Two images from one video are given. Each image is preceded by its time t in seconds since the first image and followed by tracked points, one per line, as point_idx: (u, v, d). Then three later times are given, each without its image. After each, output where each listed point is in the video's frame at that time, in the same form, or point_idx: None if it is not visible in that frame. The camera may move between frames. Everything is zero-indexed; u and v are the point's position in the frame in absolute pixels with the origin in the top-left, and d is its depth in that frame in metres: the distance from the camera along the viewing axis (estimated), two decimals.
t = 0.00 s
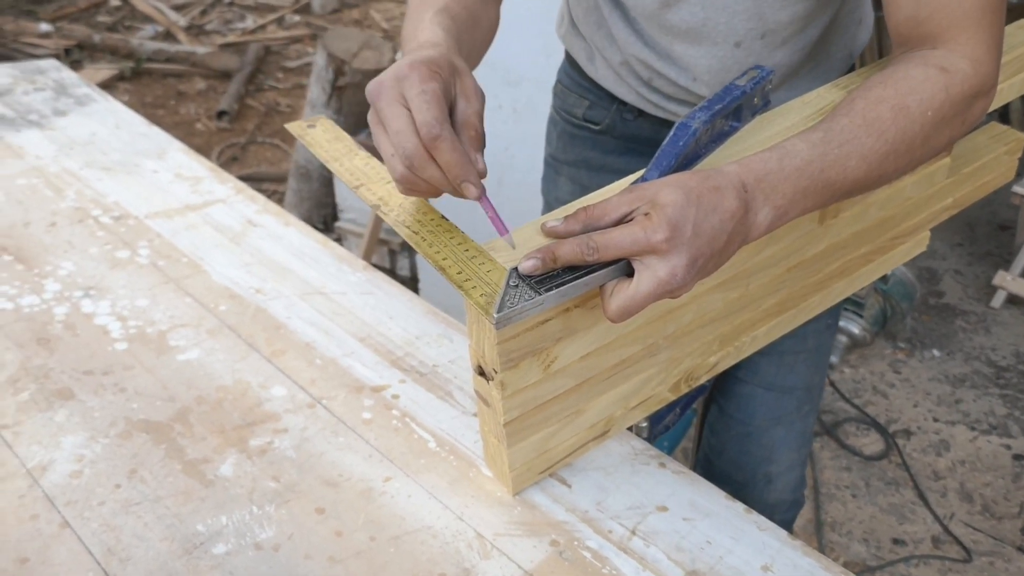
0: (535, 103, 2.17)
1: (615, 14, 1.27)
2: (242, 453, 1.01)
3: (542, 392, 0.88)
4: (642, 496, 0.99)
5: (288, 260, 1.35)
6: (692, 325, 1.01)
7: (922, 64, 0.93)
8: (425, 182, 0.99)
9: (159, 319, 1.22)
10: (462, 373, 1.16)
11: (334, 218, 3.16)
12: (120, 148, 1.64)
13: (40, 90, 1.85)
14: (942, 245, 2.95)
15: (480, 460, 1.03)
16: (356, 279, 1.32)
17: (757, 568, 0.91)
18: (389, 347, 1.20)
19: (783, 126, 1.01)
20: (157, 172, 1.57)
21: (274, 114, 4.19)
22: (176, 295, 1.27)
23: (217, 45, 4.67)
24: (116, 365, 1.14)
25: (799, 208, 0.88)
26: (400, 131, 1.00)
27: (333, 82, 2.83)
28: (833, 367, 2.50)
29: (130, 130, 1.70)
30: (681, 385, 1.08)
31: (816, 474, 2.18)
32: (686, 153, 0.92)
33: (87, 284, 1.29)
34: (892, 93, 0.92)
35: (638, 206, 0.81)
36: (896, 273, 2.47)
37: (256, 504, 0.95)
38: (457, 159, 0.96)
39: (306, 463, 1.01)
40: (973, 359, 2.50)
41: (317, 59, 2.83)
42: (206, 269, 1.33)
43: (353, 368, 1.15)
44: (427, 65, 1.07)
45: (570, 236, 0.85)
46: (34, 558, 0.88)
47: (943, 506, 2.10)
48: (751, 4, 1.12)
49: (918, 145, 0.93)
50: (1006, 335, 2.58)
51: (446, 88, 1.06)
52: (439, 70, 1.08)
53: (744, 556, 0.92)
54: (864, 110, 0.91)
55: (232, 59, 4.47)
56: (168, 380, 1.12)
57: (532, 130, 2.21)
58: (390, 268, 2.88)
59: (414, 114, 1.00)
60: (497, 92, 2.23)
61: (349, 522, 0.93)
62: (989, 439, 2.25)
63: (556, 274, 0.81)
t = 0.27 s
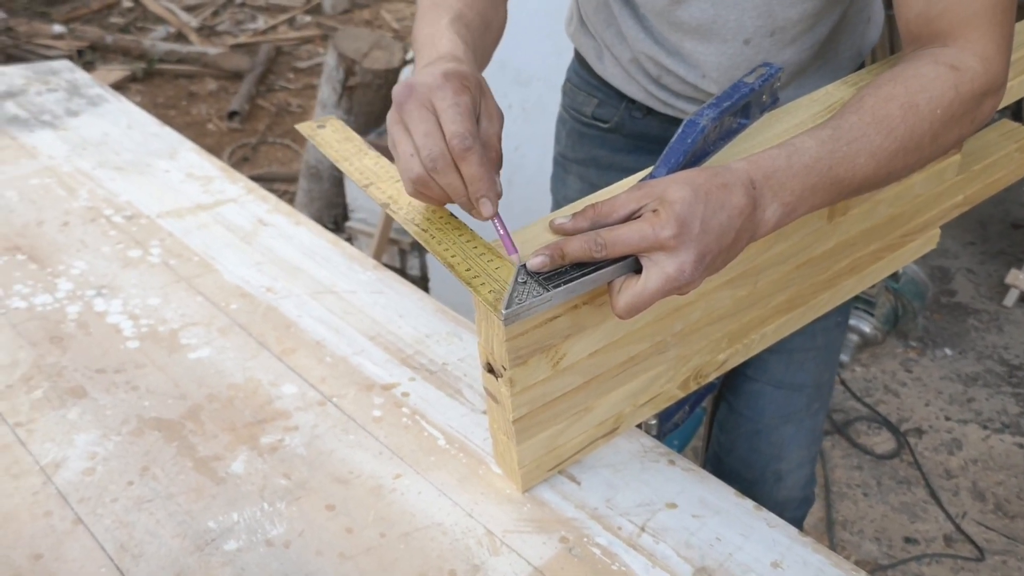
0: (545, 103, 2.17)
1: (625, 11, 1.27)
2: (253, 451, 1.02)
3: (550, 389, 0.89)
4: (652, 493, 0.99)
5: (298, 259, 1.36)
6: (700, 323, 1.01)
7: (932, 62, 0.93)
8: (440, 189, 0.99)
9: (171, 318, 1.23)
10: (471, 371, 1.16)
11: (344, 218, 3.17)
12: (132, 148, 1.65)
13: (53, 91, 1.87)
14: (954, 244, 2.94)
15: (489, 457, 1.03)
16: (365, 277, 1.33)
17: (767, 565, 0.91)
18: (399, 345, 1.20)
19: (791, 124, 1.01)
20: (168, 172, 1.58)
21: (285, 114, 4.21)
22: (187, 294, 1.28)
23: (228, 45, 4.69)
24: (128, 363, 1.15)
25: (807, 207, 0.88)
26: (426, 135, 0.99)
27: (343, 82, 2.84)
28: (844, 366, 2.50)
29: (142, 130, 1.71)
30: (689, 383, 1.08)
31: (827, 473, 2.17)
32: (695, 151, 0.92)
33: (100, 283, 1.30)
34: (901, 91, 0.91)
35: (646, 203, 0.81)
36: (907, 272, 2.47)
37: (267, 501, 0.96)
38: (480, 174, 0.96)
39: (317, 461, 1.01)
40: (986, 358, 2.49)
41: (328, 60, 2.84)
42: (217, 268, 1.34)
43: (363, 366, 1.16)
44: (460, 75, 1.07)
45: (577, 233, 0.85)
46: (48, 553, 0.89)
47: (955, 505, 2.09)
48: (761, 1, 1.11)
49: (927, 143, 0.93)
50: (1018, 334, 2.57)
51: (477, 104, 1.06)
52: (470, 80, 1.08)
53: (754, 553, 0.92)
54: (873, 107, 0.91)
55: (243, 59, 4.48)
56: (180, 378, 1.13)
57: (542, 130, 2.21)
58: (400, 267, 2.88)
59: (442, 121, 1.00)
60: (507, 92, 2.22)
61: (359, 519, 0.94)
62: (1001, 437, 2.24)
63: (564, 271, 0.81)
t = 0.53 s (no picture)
0: (549, 102, 2.17)
1: (630, 8, 1.27)
2: (254, 446, 1.02)
3: (552, 385, 0.89)
4: (652, 491, 0.99)
5: (301, 255, 1.36)
6: (702, 320, 1.01)
7: (937, 61, 0.92)
8: (454, 168, 1.02)
9: (173, 314, 1.23)
10: (473, 368, 1.16)
11: (348, 216, 3.17)
12: (136, 144, 1.66)
13: (57, 87, 1.87)
14: (958, 245, 2.93)
15: (490, 454, 1.03)
16: (368, 274, 1.33)
17: (768, 563, 0.91)
18: (400, 342, 1.20)
19: (795, 121, 1.01)
20: (172, 168, 1.58)
21: (289, 112, 4.21)
22: (190, 289, 1.28)
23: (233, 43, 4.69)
24: (131, 359, 1.15)
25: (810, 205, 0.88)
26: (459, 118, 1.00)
27: (347, 80, 2.85)
28: (847, 366, 2.49)
29: (146, 127, 1.71)
30: (691, 381, 1.08)
31: (829, 473, 2.17)
32: (697, 148, 0.92)
33: (102, 279, 1.30)
34: (906, 90, 0.91)
35: (648, 200, 0.81)
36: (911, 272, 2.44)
37: (268, 497, 0.96)
38: (501, 168, 0.99)
39: (318, 456, 1.01)
40: (989, 359, 2.49)
41: (333, 58, 2.85)
42: (220, 264, 1.34)
43: (365, 362, 1.16)
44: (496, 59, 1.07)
45: (580, 230, 0.85)
46: (49, 548, 0.89)
47: (957, 506, 2.09)
48: None
49: (931, 142, 0.93)
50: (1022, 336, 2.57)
51: (509, 93, 1.06)
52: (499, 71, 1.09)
53: (755, 551, 0.92)
54: (878, 106, 0.91)
55: (247, 57, 4.49)
56: (182, 373, 1.13)
57: (545, 129, 2.21)
58: (403, 265, 2.89)
59: (472, 105, 1.01)
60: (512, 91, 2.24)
61: (360, 515, 0.94)
62: (1004, 438, 2.24)
63: (566, 267, 0.81)
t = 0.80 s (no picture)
0: (552, 103, 2.17)
1: (633, 12, 1.27)
2: (258, 449, 1.02)
3: (556, 390, 0.89)
4: (656, 494, 0.99)
5: (304, 257, 1.36)
6: (706, 324, 1.01)
7: (941, 66, 0.92)
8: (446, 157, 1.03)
9: (177, 316, 1.23)
10: (476, 371, 1.16)
11: (350, 216, 3.17)
12: (140, 145, 1.66)
13: (61, 88, 1.87)
14: (961, 247, 2.93)
15: (494, 458, 1.03)
16: (371, 276, 1.33)
17: (771, 567, 0.91)
18: (404, 344, 1.20)
19: (799, 126, 1.01)
20: (176, 169, 1.58)
21: (292, 113, 4.21)
22: (193, 291, 1.28)
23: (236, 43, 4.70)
24: (135, 360, 1.15)
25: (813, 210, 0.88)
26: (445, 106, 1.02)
27: (350, 81, 2.85)
28: (849, 368, 2.49)
29: (150, 128, 1.71)
30: (694, 384, 1.08)
31: (831, 476, 2.17)
32: (702, 152, 0.92)
33: (106, 280, 1.30)
34: (909, 95, 0.91)
35: (652, 204, 0.81)
36: (913, 275, 2.50)
37: (272, 499, 0.96)
38: (489, 153, 1.01)
39: (321, 459, 1.01)
40: (992, 361, 2.49)
41: (336, 59, 2.85)
42: (223, 265, 1.34)
43: (369, 365, 1.16)
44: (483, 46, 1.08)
45: (584, 234, 0.85)
46: (54, 550, 0.89)
47: (960, 508, 2.09)
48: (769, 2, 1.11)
49: (935, 147, 0.93)
50: None
51: (498, 79, 1.07)
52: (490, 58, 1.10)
53: (759, 555, 0.92)
54: (881, 111, 0.91)
55: (250, 58, 4.49)
56: (186, 375, 1.13)
57: (547, 130, 2.22)
58: (406, 266, 2.89)
59: (460, 92, 1.03)
60: (515, 92, 2.24)
61: (364, 518, 0.94)
62: (1007, 441, 2.24)
63: (570, 271, 0.81)
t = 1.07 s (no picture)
0: (556, 103, 2.17)
1: (637, 12, 1.27)
2: (259, 449, 1.02)
3: (558, 390, 0.88)
4: (658, 496, 0.99)
5: (307, 258, 1.36)
6: (709, 326, 1.01)
7: (946, 67, 0.92)
8: (460, 175, 1.02)
9: (179, 315, 1.23)
10: (478, 371, 1.16)
11: (353, 216, 3.17)
12: (143, 144, 1.66)
13: (64, 87, 1.87)
14: (964, 249, 2.92)
15: (496, 458, 1.03)
16: (374, 277, 1.33)
17: (773, 569, 0.91)
18: (406, 345, 1.20)
19: (803, 127, 1.01)
20: (179, 169, 1.58)
21: (295, 113, 4.22)
22: (196, 291, 1.28)
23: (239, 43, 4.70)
24: (137, 360, 1.15)
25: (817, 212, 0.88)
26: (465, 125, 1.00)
27: (353, 81, 2.85)
28: (851, 370, 2.49)
29: (153, 127, 1.71)
30: (697, 386, 1.08)
31: (833, 478, 2.16)
32: (705, 153, 0.92)
33: (109, 280, 1.30)
34: (914, 96, 0.91)
35: (655, 206, 0.81)
36: (916, 278, 2.51)
37: (273, 499, 0.96)
38: (506, 172, 0.99)
39: (323, 459, 1.01)
40: (995, 364, 2.48)
41: (339, 59, 2.85)
42: (226, 265, 1.34)
43: (371, 365, 1.16)
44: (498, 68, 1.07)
45: (587, 235, 0.85)
46: (55, 549, 0.89)
47: (962, 511, 2.08)
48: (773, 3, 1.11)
49: (939, 149, 0.92)
50: None
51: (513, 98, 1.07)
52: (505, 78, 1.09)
53: (760, 557, 0.92)
54: (886, 112, 0.90)
55: (254, 57, 4.49)
56: (188, 375, 1.13)
57: (552, 130, 2.21)
58: (408, 266, 2.89)
59: (477, 111, 1.02)
60: (518, 92, 2.23)
61: (365, 518, 0.94)
62: (1009, 444, 2.23)
63: (573, 272, 0.81)
